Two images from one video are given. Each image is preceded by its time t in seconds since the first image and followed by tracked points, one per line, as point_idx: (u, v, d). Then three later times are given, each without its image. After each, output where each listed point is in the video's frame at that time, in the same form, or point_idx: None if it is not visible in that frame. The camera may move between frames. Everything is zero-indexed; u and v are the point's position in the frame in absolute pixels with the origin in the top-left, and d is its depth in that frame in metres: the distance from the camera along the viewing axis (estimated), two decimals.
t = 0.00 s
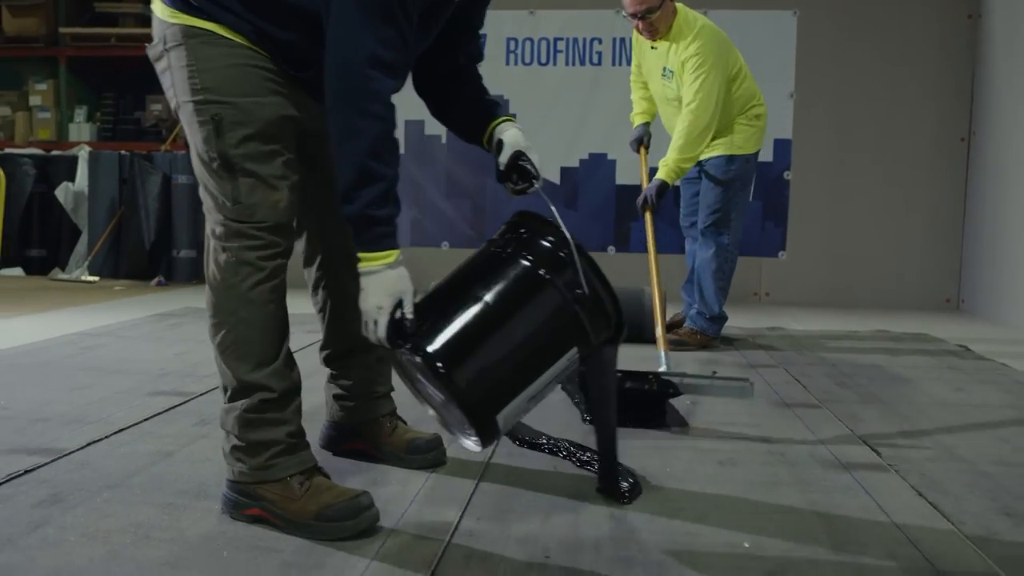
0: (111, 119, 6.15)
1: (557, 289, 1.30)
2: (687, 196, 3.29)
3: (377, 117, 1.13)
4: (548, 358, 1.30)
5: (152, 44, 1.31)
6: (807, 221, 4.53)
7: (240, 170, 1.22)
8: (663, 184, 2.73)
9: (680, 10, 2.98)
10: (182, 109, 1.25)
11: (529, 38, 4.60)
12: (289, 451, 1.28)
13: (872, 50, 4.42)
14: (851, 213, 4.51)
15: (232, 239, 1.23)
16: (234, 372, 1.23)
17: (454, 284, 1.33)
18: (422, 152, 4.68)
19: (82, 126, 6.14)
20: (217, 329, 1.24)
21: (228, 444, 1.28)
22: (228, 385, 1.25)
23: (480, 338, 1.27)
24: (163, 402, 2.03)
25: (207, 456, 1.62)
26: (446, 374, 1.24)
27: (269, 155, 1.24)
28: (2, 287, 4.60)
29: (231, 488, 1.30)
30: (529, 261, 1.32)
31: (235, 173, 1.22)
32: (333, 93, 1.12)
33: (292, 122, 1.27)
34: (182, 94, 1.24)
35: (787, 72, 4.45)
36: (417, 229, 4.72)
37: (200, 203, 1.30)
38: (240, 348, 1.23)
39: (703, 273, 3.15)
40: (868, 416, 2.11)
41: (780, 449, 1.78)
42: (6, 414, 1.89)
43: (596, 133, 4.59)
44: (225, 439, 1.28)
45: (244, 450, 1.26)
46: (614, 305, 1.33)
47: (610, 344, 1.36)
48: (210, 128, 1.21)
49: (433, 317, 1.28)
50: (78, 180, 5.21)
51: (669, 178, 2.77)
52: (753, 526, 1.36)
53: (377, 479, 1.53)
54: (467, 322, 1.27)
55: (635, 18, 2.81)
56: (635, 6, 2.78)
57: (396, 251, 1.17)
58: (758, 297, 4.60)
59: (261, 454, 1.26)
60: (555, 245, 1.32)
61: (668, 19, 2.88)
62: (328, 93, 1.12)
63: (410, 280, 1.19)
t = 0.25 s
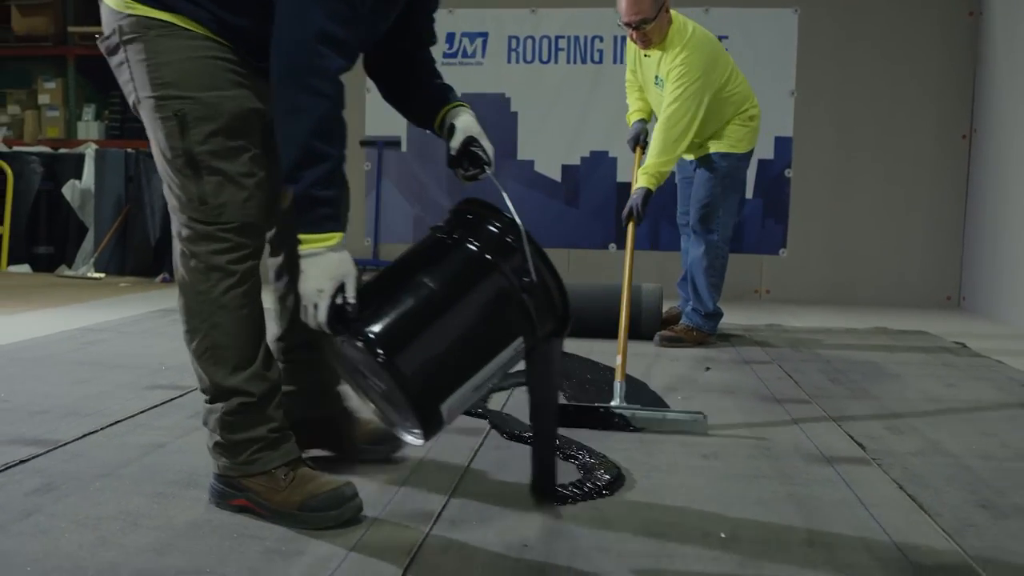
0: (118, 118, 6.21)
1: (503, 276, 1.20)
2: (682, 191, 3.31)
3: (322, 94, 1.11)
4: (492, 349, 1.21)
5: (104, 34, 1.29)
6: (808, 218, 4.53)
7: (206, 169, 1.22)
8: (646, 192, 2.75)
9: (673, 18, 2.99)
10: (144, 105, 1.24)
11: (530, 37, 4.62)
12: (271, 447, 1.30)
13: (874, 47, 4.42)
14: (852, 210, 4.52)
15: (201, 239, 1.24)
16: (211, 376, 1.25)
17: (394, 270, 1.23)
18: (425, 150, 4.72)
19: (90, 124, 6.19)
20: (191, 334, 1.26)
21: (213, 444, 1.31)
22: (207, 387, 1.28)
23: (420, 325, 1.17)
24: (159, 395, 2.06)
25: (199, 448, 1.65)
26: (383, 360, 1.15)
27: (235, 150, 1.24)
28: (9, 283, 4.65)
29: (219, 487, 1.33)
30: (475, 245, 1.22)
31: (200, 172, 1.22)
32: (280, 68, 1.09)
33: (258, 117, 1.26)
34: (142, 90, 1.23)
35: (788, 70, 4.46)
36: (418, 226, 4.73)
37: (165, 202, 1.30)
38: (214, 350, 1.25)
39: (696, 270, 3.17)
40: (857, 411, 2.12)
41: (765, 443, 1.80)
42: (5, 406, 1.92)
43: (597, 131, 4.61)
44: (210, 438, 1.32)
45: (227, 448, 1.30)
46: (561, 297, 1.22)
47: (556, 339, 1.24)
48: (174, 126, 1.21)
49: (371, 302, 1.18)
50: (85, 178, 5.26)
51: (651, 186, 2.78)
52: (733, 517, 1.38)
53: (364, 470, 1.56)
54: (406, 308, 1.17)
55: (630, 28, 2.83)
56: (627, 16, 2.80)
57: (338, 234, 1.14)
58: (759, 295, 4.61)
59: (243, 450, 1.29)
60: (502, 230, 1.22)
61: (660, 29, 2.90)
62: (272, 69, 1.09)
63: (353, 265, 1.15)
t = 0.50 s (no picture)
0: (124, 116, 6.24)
1: (451, 266, 1.23)
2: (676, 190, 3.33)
3: (273, 84, 1.12)
4: (440, 338, 1.24)
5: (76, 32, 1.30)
6: (809, 215, 4.53)
7: (175, 168, 1.24)
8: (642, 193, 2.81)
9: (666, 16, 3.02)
10: (114, 103, 1.26)
11: (531, 35, 4.64)
12: (258, 437, 1.32)
13: (875, 44, 4.42)
14: (852, 208, 4.52)
15: (176, 235, 1.26)
16: (191, 368, 1.28)
17: (343, 261, 1.26)
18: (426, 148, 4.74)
19: (95, 122, 6.23)
20: (170, 327, 1.29)
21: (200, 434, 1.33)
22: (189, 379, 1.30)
23: (368, 316, 1.20)
24: (156, 389, 2.09)
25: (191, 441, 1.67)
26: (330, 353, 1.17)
27: (205, 148, 1.26)
28: (15, 280, 4.69)
29: (207, 475, 1.35)
30: (425, 236, 1.25)
31: (170, 170, 1.24)
32: (232, 56, 1.10)
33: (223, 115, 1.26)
34: (112, 87, 1.25)
35: (789, 67, 4.46)
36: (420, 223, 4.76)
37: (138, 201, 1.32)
38: (193, 342, 1.28)
39: (691, 265, 3.18)
40: (847, 407, 2.13)
41: (753, 437, 1.82)
42: (4, 400, 1.95)
43: (598, 129, 4.62)
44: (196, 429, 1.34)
45: (212, 439, 1.32)
46: (510, 286, 1.26)
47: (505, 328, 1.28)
48: (142, 126, 1.23)
49: (320, 295, 1.20)
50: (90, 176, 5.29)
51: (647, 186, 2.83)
52: (716, 508, 1.40)
53: (353, 462, 1.57)
54: (355, 300, 1.20)
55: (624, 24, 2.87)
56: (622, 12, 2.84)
57: (286, 223, 1.15)
58: (760, 292, 4.61)
59: (228, 441, 1.31)
60: (452, 222, 1.26)
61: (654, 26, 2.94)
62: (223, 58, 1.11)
63: (299, 257, 1.17)
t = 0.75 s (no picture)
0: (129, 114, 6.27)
1: (405, 258, 1.20)
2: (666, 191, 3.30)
3: (227, 87, 1.13)
4: (398, 331, 1.21)
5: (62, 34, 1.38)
6: (809, 213, 4.53)
7: (139, 142, 1.26)
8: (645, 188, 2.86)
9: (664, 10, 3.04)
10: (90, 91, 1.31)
11: (532, 33, 4.65)
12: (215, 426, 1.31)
13: (875, 43, 4.42)
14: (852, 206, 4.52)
15: (142, 211, 1.27)
16: (150, 347, 1.28)
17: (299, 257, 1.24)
18: (427, 146, 4.76)
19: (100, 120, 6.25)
20: (134, 306, 1.29)
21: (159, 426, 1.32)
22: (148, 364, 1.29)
23: (323, 313, 1.18)
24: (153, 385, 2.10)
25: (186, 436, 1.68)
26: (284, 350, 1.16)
27: (170, 120, 1.27)
28: (19, 277, 4.72)
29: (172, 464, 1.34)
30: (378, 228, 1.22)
31: (136, 146, 1.26)
32: (185, 60, 1.13)
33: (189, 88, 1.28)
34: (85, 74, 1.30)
35: (790, 66, 4.46)
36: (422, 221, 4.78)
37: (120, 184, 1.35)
38: (154, 319, 1.28)
39: (688, 261, 3.18)
40: (841, 404, 2.14)
41: (743, 434, 1.82)
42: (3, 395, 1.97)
43: (598, 128, 4.63)
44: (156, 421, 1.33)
45: (171, 430, 1.31)
46: (467, 276, 1.23)
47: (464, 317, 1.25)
48: (110, 104, 1.27)
49: (275, 293, 1.19)
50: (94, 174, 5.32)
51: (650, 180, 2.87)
52: (702, 502, 1.41)
53: (344, 456, 1.59)
54: (308, 297, 1.19)
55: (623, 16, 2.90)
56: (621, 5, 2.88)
57: (240, 223, 1.15)
58: (760, 291, 4.61)
59: (184, 434, 1.30)
60: (404, 213, 1.22)
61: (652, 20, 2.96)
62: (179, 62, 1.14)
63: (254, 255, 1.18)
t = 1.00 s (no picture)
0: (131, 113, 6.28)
1: (361, 255, 1.20)
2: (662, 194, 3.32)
3: (184, 89, 1.12)
4: (357, 325, 1.22)
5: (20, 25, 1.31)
6: (808, 211, 4.54)
7: (76, 150, 1.21)
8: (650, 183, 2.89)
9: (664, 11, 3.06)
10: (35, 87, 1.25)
11: (531, 32, 4.65)
12: (93, 438, 1.25)
13: (874, 41, 4.42)
14: (852, 204, 4.52)
15: (65, 215, 1.22)
16: (43, 350, 1.21)
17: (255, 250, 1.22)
18: (428, 144, 4.77)
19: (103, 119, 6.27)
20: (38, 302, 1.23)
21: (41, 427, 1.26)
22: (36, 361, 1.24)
23: (282, 311, 1.19)
24: (150, 382, 2.11)
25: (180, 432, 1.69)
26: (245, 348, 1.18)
27: (111, 134, 1.22)
28: (21, 275, 4.73)
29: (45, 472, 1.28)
30: (335, 222, 1.21)
31: (72, 150, 1.21)
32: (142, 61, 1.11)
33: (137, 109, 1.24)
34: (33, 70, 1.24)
35: (789, 64, 4.47)
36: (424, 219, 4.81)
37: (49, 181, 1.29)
38: (53, 326, 1.21)
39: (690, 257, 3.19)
40: (834, 401, 2.14)
41: (736, 431, 1.83)
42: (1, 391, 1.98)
43: (598, 128, 4.63)
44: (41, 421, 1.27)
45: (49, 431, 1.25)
46: (424, 268, 1.23)
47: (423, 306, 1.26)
48: (52, 105, 1.21)
49: (231, 292, 1.19)
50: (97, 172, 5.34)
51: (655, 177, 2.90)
52: (692, 497, 1.42)
53: (337, 452, 1.59)
54: (266, 296, 1.18)
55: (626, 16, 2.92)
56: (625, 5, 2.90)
57: (198, 225, 1.15)
58: (760, 289, 4.61)
59: (57, 437, 1.24)
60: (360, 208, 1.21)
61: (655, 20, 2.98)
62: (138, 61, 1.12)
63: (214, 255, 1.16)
